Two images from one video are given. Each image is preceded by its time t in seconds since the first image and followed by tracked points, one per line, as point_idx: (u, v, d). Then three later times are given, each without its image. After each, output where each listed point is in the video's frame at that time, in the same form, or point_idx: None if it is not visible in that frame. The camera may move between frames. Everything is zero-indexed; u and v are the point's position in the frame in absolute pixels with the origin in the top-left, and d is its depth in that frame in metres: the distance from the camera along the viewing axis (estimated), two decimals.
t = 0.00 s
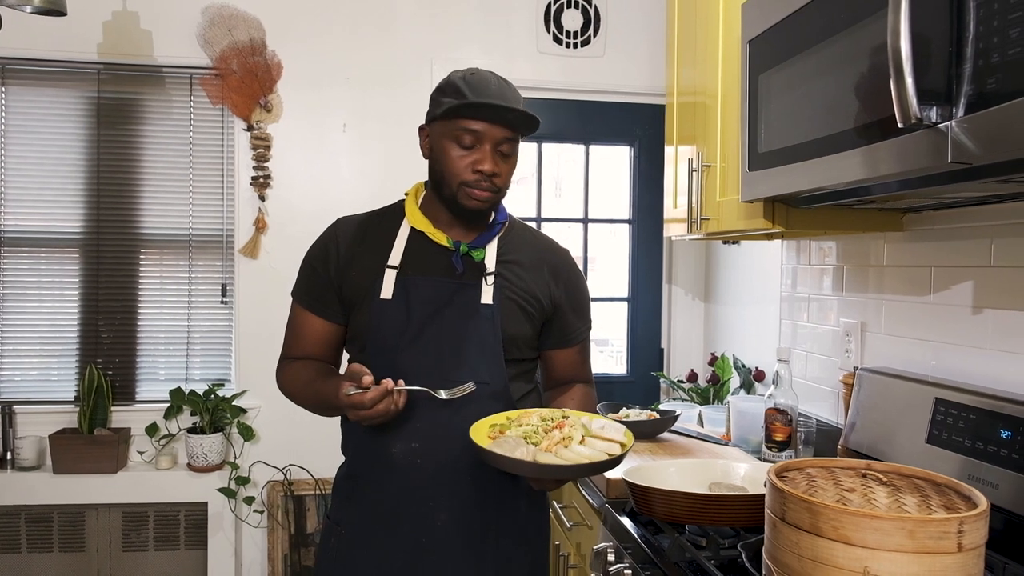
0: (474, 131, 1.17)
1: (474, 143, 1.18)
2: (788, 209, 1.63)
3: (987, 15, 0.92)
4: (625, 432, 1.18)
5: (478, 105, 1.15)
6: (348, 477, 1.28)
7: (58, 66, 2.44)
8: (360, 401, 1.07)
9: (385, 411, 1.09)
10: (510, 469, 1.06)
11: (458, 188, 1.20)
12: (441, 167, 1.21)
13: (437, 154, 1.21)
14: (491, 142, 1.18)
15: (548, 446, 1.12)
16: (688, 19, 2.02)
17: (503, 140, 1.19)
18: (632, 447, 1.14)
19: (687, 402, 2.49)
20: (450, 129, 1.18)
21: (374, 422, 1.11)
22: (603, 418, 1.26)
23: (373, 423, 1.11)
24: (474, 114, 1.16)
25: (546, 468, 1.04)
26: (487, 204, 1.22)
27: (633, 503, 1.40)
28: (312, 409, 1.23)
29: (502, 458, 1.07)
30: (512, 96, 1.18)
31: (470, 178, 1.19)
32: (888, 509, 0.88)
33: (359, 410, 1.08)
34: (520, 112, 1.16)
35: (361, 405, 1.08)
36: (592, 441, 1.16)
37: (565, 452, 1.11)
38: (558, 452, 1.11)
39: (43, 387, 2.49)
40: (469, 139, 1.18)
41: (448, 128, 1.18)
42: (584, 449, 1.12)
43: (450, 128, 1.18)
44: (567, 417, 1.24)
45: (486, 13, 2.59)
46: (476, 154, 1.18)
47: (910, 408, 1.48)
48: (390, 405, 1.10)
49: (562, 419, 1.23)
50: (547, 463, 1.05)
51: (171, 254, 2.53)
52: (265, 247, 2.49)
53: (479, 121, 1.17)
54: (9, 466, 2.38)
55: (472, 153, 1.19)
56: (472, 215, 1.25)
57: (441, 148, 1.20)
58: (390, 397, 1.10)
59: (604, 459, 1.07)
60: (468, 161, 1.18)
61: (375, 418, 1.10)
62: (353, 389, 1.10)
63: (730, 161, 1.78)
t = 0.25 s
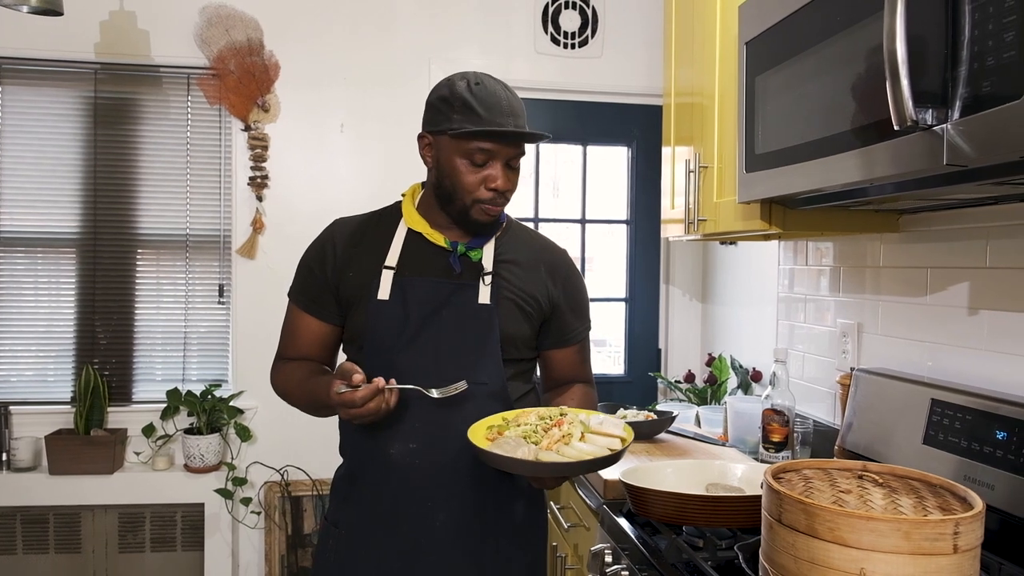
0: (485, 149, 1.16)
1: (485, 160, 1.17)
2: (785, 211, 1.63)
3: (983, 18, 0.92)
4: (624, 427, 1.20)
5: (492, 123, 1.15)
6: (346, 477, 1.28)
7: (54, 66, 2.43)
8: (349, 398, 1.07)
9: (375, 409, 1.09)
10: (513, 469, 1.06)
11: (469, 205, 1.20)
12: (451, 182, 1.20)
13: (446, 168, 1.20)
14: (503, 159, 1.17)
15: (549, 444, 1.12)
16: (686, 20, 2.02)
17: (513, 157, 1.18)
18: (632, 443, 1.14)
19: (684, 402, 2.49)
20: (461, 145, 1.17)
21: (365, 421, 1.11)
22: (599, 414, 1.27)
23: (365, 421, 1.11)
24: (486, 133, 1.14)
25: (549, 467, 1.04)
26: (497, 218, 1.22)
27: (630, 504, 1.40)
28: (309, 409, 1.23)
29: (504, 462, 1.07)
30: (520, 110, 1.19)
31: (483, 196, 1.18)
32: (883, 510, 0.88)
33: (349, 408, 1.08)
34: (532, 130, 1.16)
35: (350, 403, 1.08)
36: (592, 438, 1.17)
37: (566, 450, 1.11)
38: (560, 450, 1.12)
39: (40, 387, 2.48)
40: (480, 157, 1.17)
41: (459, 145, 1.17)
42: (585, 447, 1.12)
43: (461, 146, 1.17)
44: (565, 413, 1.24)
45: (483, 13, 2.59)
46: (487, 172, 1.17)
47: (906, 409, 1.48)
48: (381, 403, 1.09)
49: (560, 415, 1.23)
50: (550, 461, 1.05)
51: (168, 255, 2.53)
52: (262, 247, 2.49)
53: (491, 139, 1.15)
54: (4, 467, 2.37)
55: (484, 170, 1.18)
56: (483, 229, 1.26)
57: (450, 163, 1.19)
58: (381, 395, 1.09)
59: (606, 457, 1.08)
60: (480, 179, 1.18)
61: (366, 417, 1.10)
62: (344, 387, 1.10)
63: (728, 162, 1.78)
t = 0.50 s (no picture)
0: (485, 154, 1.16)
1: (485, 165, 1.18)
2: (781, 210, 1.63)
3: (977, 18, 0.92)
4: (618, 421, 1.23)
5: (493, 129, 1.15)
6: (342, 478, 1.28)
7: (49, 65, 2.42)
8: (366, 377, 1.07)
9: (388, 394, 1.08)
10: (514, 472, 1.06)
11: (465, 208, 1.20)
12: (448, 184, 1.20)
13: (444, 170, 1.20)
14: (502, 165, 1.18)
15: (547, 443, 1.13)
16: (682, 20, 2.02)
17: (512, 163, 1.19)
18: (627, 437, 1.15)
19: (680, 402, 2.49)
20: (461, 148, 1.17)
21: (373, 406, 1.10)
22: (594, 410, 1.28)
23: (373, 407, 1.10)
24: (488, 139, 1.15)
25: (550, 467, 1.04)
26: (492, 224, 1.23)
27: (626, 503, 1.40)
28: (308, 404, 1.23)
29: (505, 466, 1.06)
30: (522, 116, 1.19)
31: (480, 201, 1.19)
32: (878, 509, 0.88)
33: (362, 387, 1.08)
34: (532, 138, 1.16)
35: (366, 382, 1.08)
36: (587, 434, 1.18)
37: (564, 448, 1.12)
38: (558, 448, 1.12)
39: (35, 387, 2.47)
40: (480, 162, 1.17)
41: (459, 148, 1.17)
42: (583, 443, 1.13)
43: (461, 149, 1.17)
44: (558, 411, 1.24)
45: (480, 13, 2.59)
46: (486, 177, 1.18)
47: (902, 409, 1.48)
48: (395, 390, 1.09)
49: (554, 413, 1.23)
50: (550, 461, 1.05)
51: (164, 254, 2.52)
52: (258, 247, 2.48)
53: (492, 145, 1.16)
54: None
55: (483, 175, 1.18)
56: (478, 233, 1.26)
57: (449, 166, 1.19)
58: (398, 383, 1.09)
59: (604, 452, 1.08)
60: (478, 183, 1.18)
61: (376, 401, 1.09)
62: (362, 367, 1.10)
63: (724, 162, 1.78)
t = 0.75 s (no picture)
0: (484, 153, 1.16)
1: (483, 164, 1.17)
2: (777, 209, 1.63)
3: (973, 17, 0.92)
4: (610, 426, 1.21)
5: (492, 127, 1.15)
6: (338, 478, 1.27)
7: (44, 65, 2.42)
8: (393, 356, 1.08)
9: (410, 379, 1.09)
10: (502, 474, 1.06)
11: (462, 206, 1.20)
12: (446, 182, 1.20)
13: (442, 168, 1.19)
14: (501, 164, 1.18)
15: (536, 446, 1.13)
16: (678, 20, 2.02)
17: (510, 162, 1.18)
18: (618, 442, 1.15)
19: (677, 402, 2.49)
20: (459, 146, 1.17)
21: (391, 390, 1.10)
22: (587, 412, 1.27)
23: (390, 391, 1.10)
24: (487, 138, 1.15)
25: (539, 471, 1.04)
26: (489, 222, 1.23)
27: (622, 503, 1.40)
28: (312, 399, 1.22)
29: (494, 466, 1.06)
30: (522, 115, 1.19)
31: (477, 200, 1.18)
32: (875, 509, 0.88)
33: (386, 366, 1.08)
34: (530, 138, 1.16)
35: (391, 362, 1.08)
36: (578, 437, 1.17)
37: (554, 451, 1.12)
38: (547, 451, 1.12)
39: (31, 388, 2.47)
40: (478, 160, 1.17)
41: (457, 146, 1.17)
42: (573, 447, 1.13)
43: (459, 147, 1.17)
44: (550, 415, 1.24)
45: (476, 13, 2.58)
46: (484, 175, 1.18)
47: (898, 408, 1.48)
48: (417, 377, 1.10)
49: (546, 417, 1.23)
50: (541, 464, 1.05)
51: (160, 254, 2.52)
52: (255, 247, 2.48)
53: (491, 144, 1.16)
54: None
55: (481, 173, 1.18)
56: (475, 231, 1.26)
57: (447, 163, 1.18)
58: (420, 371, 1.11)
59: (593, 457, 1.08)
60: (476, 182, 1.18)
61: (396, 383, 1.09)
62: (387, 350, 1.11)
63: (720, 161, 1.78)
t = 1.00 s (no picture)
0: (484, 154, 1.16)
1: (483, 165, 1.17)
2: (774, 208, 1.63)
3: (970, 16, 0.92)
4: (608, 420, 1.24)
5: (492, 127, 1.15)
6: (336, 479, 1.27)
7: (41, 65, 2.41)
8: (397, 360, 1.07)
9: (413, 382, 1.09)
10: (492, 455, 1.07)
11: (461, 208, 1.20)
12: (445, 183, 1.19)
13: (441, 169, 1.19)
14: (500, 165, 1.18)
15: (532, 432, 1.14)
16: (675, 19, 2.02)
17: (509, 163, 1.18)
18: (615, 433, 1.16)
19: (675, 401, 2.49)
20: (459, 147, 1.16)
21: (394, 393, 1.09)
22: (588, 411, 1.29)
23: (392, 395, 1.09)
24: (486, 139, 1.15)
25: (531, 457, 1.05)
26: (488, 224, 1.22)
27: (620, 503, 1.40)
28: (309, 402, 1.21)
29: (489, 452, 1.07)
30: (521, 115, 1.19)
31: (476, 201, 1.18)
32: (873, 507, 0.88)
33: (390, 369, 1.07)
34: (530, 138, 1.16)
35: (395, 365, 1.08)
36: (575, 429, 1.19)
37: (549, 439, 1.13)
38: (542, 438, 1.13)
39: (28, 388, 2.46)
40: (478, 161, 1.17)
41: (456, 147, 1.17)
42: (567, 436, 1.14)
43: (459, 148, 1.16)
44: (548, 407, 1.24)
45: (474, 12, 2.58)
46: (484, 176, 1.17)
47: (896, 407, 1.48)
48: (420, 381, 1.10)
49: (544, 408, 1.23)
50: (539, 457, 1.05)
51: (157, 254, 2.52)
52: (252, 247, 2.47)
53: (491, 145, 1.16)
54: None
55: (480, 174, 1.18)
56: (474, 232, 1.26)
57: (446, 164, 1.18)
58: (424, 374, 1.10)
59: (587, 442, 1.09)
60: (476, 183, 1.17)
61: (399, 387, 1.08)
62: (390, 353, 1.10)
63: (717, 161, 1.78)
